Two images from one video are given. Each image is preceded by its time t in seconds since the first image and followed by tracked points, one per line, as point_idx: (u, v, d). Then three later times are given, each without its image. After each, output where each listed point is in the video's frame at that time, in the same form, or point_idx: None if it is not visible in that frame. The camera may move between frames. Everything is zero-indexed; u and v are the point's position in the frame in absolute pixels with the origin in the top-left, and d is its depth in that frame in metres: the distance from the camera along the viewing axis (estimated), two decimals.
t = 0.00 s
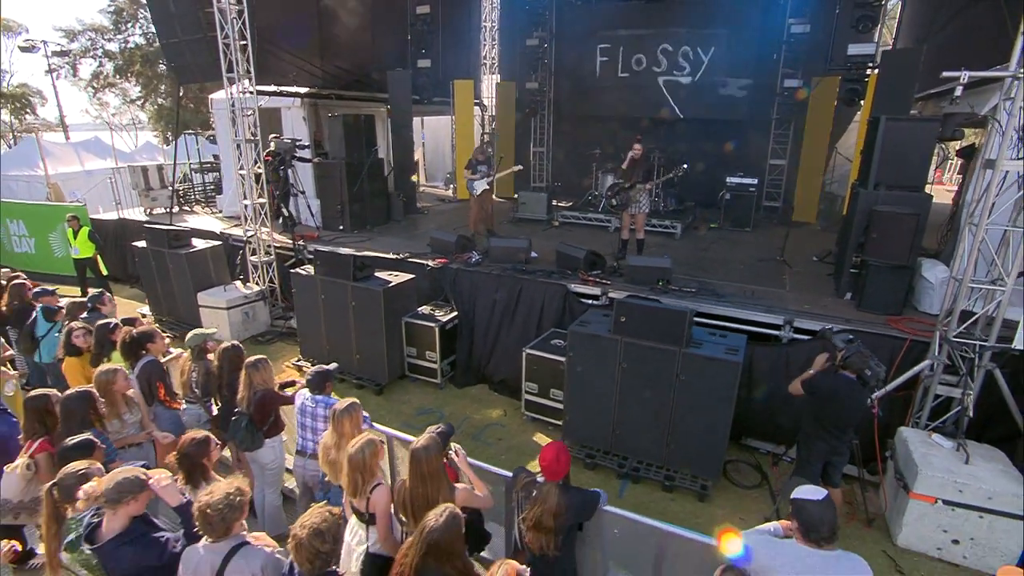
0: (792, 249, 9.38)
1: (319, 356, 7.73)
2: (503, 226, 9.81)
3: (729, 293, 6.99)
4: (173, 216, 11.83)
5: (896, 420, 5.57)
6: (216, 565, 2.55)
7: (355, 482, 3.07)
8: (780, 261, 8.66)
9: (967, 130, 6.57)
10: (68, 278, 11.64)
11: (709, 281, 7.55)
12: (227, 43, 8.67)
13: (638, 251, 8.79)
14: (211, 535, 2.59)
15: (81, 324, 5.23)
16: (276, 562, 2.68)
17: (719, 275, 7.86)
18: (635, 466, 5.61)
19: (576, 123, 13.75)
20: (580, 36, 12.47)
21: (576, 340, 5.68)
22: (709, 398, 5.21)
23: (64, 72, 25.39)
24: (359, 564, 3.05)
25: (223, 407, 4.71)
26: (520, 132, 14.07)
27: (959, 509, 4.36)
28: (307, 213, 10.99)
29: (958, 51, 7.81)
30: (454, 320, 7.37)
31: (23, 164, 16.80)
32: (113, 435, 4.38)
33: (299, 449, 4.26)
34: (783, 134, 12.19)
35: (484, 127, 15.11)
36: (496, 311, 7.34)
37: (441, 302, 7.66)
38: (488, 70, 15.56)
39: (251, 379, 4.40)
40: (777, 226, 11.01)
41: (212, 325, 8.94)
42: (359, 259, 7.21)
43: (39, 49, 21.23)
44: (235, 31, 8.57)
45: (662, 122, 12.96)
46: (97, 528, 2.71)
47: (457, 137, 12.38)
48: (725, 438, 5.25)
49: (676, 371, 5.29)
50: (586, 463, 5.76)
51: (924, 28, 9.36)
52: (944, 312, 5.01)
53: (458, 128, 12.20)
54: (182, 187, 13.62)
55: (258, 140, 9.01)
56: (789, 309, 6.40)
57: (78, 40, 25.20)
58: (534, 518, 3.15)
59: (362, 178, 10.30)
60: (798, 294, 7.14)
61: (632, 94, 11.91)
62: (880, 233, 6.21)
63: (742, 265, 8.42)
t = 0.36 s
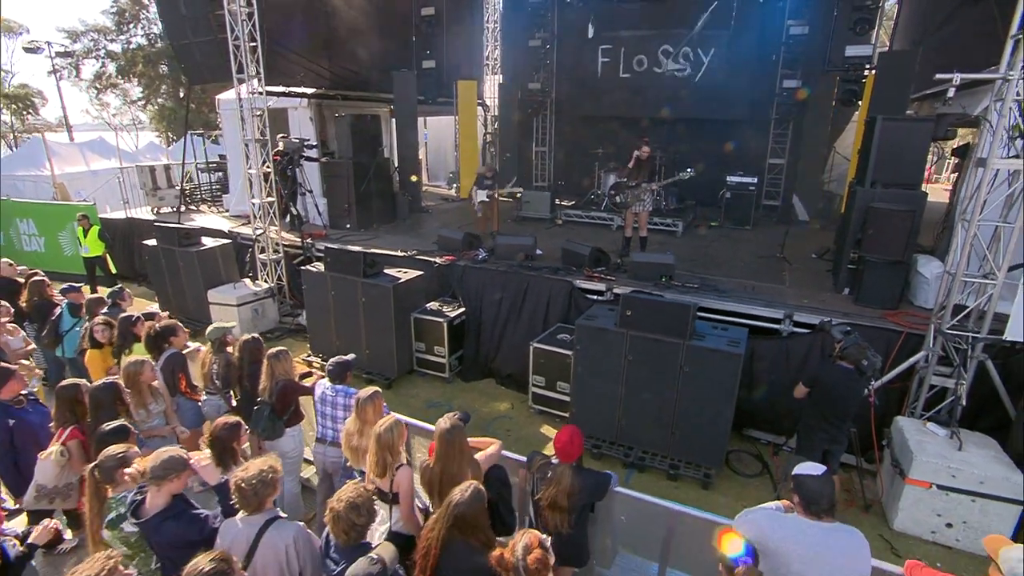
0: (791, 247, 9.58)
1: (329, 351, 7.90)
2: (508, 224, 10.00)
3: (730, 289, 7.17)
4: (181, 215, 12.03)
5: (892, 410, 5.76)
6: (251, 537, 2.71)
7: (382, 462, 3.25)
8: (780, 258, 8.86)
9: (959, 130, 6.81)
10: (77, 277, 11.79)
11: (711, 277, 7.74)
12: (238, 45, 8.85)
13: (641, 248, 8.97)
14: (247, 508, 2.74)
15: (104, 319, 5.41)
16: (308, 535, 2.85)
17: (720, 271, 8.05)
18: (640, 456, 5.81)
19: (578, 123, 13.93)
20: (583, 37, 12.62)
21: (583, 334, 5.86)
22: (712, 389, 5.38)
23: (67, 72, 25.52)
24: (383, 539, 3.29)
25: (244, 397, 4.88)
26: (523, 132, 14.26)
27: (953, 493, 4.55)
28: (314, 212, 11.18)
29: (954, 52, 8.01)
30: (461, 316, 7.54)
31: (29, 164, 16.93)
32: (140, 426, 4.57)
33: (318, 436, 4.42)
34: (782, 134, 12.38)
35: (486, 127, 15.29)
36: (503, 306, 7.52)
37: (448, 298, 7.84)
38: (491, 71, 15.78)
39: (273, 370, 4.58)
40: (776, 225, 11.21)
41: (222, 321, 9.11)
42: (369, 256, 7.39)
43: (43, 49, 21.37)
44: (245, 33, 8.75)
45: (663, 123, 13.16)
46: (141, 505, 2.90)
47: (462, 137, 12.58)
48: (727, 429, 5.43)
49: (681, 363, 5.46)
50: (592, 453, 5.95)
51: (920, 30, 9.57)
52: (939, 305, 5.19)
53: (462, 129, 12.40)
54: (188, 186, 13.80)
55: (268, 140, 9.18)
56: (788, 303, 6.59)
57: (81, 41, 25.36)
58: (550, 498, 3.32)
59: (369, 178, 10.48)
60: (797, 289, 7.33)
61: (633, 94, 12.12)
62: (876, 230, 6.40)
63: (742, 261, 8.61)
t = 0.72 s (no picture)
0: (789, 244, 9.77)
1: (338, 347, 8.09)
2: (512, 222, 10.19)
3: (730, 285, 7.37)
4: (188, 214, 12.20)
5: (887, 401, 5.96)
6: (283, 512, 2.86)
7: (391, 441, 3.49)
8: (779, 255, 9.06)
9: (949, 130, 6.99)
10: (86, 275, 11.96)
11: (711, 273, 7.94)
12: (248, 47, 9.02)
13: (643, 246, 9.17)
14: (284, 482, 2.89)
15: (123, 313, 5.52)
16: (333, 520, 2.97)
17: (720, 268, 8.25)
18: (643, 446, 6.01)
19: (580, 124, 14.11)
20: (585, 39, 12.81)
21: (589, 328, 6.05)
22: (715, 380, 5.58)
23: (70, 73, 25.68)
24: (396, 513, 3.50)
25: (263, 388, 5.07)
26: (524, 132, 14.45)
27: (945, 478, 4.75)
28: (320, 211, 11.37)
29: (950, 54, 8.20)
30: (468, 312, 7.72)
31: (35, 164, 17.08)
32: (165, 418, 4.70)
33: (336, 425, 4.61)
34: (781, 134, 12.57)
35: (488, 127, 15.47)
36: (508, 302, 7.71)
37: (455, 295, 8.03)
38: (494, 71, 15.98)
39: (293, 361, 4.77)
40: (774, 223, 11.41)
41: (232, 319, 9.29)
42: (379, 253, 7.57)
43: (47, 51, 21.54)
44: (255, 35, 8.93)
45: (663, 123, 13.35)
46: (181, 482, 3.09)
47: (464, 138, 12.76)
48: (728, 419, 5.62)
49: (683, 355, 5.66)
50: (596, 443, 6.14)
51: (915, 33, 9.77)
52: (932, 299, 5.38)
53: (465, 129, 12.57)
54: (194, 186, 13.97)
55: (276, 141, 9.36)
56: (787, 298, 6.79)
57: (84, 42, 25.51)
58: (562, 479, 3.49)
59: (375, 177, 10.67)
60: (795, 285, 7.53)
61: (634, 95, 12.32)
62: (872, 227, 6.61)
63: (742, 258, 8.81)
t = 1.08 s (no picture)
0: (787, 242, 9.98)
1: (347, 342, 8.27)
2: (516, 221, 10.38)
3: (730, 280, 7.57)
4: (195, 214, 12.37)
5: (882, 391, 6.16)
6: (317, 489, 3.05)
7: (397, 422, 3.80)
8: (777, 252, 9.26)
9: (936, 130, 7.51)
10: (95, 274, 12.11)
11: (711, 270, 8.14)
12: (257, 49, 9.22)
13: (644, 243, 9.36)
14: (315, 460, 3.05)
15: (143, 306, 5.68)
16: (366, 495, 3.15)
17: (720, 265, 8.45)
18: (647, 436, 6.21)
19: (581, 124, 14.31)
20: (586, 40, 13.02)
21: (594, 321, 6.25)
22: (716, 371, 5.78)
23: (72, 74, 25.81)
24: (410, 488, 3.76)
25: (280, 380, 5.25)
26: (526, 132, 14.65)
27: (936, 463, 4.96)
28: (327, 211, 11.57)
29: (944, 56, 8.42)
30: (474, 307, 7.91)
31: (41, 164, 17.22)
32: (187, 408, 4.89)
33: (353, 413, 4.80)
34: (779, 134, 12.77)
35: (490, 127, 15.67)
36: (513, 298, 7.91)
37: (462, 291, 8.23)
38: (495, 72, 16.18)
39: (311, 352, 4.95)
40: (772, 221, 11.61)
41: (241, 315, 9.46)
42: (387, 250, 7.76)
43: (51, 52, 21.69)
44: (265, 37, 9.12)
45: (663, 123, 13.55)
46: (215, 462, 3.28)
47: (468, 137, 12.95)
48: (728, 409, 5.82)
49: (685, 347, 5.86)
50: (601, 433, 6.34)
51: (910, 34, 10.00)
52: (925, 292, 5.59)
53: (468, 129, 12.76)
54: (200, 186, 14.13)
55: (285, 141, 9.55)
56: (785, 293, 6.99)
57: (86, 43, 25.65)
58: (573, 461, 3.66)
59: (380, 177, 10.88)
60: (793, 281, 7.73)
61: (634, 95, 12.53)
62: (867, 224, 6.82)
63: (741, 255, 9.01)
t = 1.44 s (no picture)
0: (785, 239, 10.19)
1: (355, 337, 8.47)
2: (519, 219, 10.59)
3: (729, 276, 7.78)
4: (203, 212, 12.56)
5: (877, 381, 6.38)
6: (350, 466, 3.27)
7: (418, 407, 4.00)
8: (775, 249, 9.47)
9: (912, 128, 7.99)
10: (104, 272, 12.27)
11: (711, 266, 8.34)
12: (266, 49, 9.42)
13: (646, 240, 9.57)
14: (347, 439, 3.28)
15: (163, 301, 5.87)
16: (392, 472, 3.37)
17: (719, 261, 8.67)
18: (649, 425, 6.43)
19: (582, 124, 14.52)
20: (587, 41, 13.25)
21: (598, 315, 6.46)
22: (716, 362, 6.00)
23: (75, 74, 25.95)
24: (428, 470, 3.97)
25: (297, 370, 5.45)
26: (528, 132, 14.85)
27: (927, 449, 5.18)
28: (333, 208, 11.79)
29: (938, 57, 8.64)
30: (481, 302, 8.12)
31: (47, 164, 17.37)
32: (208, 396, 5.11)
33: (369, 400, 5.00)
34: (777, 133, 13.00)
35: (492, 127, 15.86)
36: (519, 293, 8.12)
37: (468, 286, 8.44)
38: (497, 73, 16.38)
39: (328, 343, 5.15)
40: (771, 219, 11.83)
41: (250, 312, 9.65)
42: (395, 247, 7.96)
43: (55, 53, 21.84)
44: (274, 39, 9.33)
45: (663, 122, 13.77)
46: (247, 442, 3.50)
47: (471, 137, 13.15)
48: (728, 399, 6.04)
49: (686, 339, 6.07)
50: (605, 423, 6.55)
51: (905, 35, 10.22)
52: (918, 285, 5.81)
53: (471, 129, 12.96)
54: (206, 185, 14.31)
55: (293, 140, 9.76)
56: (782, 288, 7.22)
57: (89, 44, 25.78)
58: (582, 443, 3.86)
59: (386, 175, 11.09)
60: (790, 276, 7.95)
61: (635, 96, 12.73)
62: (862, 221, 7.04)
63: (740, 252, 9.23)
